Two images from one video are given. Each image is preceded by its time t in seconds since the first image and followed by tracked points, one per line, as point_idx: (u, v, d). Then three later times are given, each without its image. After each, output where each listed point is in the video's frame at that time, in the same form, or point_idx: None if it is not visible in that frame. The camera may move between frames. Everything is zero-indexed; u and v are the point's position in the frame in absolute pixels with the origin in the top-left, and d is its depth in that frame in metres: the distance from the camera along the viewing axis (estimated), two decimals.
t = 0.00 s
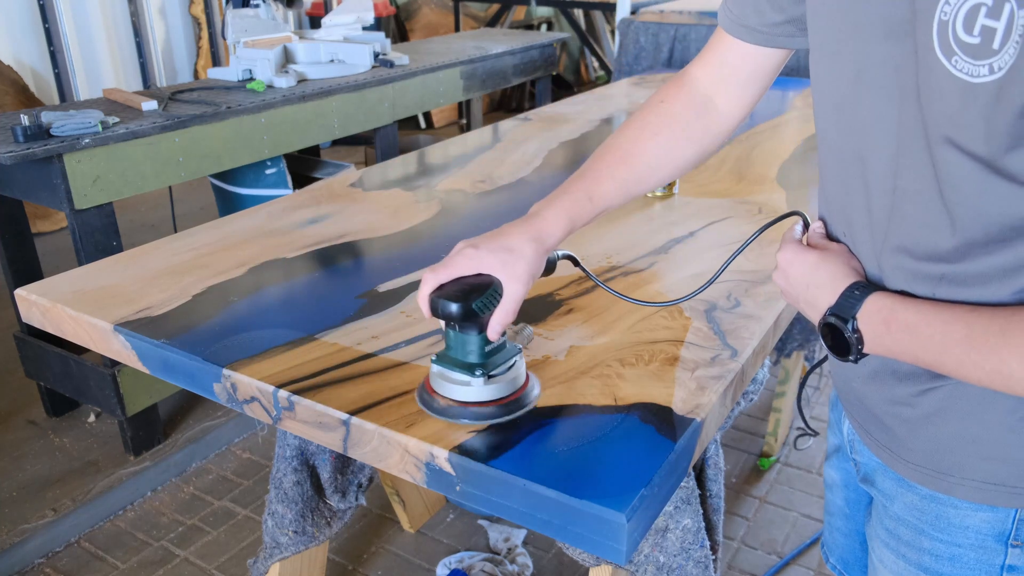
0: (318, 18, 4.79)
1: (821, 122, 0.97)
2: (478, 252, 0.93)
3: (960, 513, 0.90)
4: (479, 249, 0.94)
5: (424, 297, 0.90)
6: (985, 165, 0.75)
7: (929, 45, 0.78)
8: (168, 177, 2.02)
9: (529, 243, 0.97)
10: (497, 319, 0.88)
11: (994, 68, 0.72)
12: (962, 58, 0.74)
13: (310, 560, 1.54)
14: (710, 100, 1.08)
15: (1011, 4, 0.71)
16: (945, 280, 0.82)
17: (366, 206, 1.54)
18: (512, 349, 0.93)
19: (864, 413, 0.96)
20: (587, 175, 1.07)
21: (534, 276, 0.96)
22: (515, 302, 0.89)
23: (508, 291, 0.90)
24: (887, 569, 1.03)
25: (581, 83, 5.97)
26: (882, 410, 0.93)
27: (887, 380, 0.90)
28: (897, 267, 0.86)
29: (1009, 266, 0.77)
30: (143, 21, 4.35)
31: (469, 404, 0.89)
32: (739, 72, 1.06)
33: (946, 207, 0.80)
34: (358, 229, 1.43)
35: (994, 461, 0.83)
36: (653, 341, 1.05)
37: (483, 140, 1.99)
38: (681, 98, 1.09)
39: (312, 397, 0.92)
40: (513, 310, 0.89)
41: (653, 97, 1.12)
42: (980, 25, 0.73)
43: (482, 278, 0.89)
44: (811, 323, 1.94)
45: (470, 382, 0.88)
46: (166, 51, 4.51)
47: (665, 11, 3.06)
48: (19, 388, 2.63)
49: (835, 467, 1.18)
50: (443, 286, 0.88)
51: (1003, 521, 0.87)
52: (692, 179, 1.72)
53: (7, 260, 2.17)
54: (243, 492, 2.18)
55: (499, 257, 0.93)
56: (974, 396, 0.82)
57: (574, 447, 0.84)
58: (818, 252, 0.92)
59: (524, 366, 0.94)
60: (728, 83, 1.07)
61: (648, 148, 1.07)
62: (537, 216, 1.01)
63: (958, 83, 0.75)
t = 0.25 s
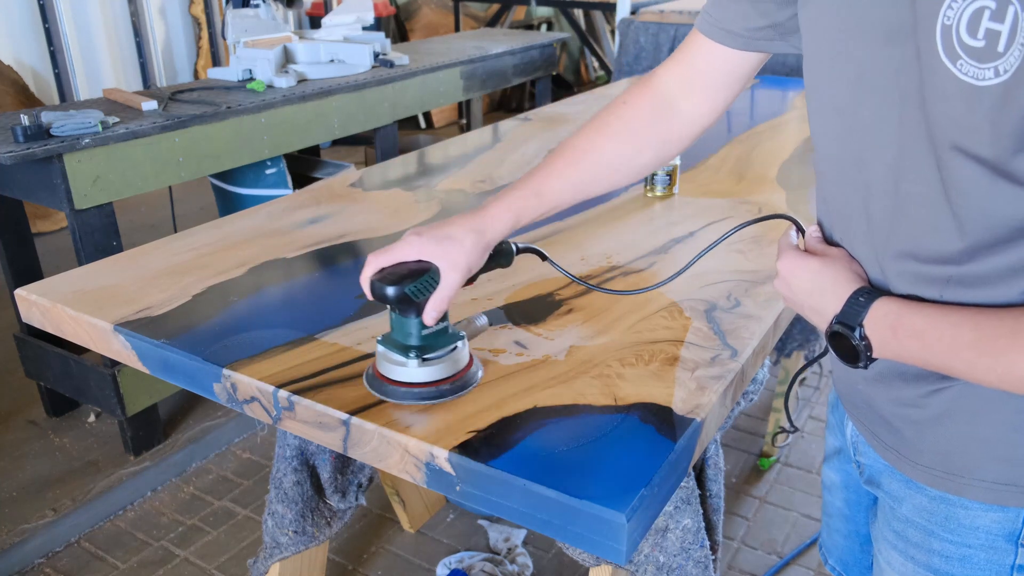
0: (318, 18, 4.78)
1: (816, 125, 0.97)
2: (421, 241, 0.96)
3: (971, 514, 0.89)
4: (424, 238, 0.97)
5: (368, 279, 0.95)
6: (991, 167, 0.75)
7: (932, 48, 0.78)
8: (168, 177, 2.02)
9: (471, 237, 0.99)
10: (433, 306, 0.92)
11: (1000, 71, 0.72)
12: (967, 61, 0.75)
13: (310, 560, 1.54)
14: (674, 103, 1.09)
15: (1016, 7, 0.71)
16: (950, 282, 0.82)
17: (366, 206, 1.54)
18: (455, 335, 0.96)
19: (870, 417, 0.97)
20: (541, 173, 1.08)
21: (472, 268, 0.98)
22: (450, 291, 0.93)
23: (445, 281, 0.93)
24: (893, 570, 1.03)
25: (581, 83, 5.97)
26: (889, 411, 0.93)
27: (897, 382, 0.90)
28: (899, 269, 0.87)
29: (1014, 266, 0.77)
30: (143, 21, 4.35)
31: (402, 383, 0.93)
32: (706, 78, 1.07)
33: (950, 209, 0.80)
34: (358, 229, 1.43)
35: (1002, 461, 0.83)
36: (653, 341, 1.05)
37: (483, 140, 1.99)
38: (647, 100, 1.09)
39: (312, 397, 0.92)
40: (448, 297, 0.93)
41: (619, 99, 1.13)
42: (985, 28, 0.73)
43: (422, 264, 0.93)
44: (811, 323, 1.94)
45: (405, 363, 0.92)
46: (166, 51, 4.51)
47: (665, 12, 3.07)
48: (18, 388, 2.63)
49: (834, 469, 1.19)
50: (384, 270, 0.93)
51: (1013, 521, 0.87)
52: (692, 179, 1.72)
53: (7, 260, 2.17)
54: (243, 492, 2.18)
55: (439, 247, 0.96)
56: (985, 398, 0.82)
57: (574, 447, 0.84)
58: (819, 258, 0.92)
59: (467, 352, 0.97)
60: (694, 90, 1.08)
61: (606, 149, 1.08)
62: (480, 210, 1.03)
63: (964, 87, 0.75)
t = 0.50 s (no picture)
0: (318, 18, 4.78)
1: (806, 128, 0.97)
2: (369, 229, 0.98)
3: (984, 512, 0.91)
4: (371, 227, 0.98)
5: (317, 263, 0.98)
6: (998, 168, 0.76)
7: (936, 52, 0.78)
8: (168, 177, 2.02)
9: (418, 230, 0.99)
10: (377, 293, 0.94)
11: (1005, 74, 0.72)
12: (973, 65, 0.75)
13: (310, 560, 1.54)
14: (630, 102, 1.09)
15: (1019, 10, 0.72)
16: (955, 278, 0.82)
17: (366, 206, 1.54)
18: (403, 322, 1.00)
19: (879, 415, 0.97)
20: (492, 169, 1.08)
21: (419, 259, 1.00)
22: (393, 280, 0.95)
23: (389, 271, 0.96)
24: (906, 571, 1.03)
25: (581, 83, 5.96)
26: (901, 411, 0.93)
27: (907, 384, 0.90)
28: (901, 270, 0.87)
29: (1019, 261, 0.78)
30: (143, 21, 4.35)
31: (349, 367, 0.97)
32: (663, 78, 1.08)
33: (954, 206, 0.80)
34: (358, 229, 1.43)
35: (1016, 459, 0.84)
36: (653, 341, 1.05)
37: (483, 141, 1.99)
38: (603, 97, 1.09)
39: (312, 397, 0.92)
40: (390, 286, 0.95)
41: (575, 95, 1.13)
42: (989, 32, 0.73)
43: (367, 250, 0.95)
44: (811, 323, 1.94)
45: (350, 347, 0.96)
46: (166, 51, 4.51)
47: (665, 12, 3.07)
48: (18, 388, 2.63)
49: (837, 470, 1.19)
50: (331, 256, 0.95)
51: None
52: (693, 179, 1.72)
53: (7, 260, 2.17)
54: (243, 492, 2.18)
55: (384, 236, 0.97)
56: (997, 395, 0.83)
57: (574, 447, 0.84)
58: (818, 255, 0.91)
59: (415, 337, 1.01)
60: (652, 89, 1.08)
61: (556, 146, 1.08)
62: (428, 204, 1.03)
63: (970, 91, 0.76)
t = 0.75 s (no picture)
0: (318, 18, 4.78)
1: (805, 132, 0.98)
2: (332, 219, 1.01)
3: (997, 510, 0.91)
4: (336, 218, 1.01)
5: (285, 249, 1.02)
6: (997, 167, 0.76)
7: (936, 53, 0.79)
8: (168, 177, 2.02)
9: (377, 225, 1.02)
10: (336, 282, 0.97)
11: (1004, 73, 0.74)
12: (974, 65, 0.76)
13: (310, 560, 1.54)
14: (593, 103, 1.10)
15: (1014, 10, 0.73)
16: (959, 271, 0.84)
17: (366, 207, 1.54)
18: (367, 311, 1.03)
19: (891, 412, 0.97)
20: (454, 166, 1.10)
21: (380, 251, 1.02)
22: (353, 269, 0.98)
23: (349, 259, 0.98)
24: (917, 570, 1.03)
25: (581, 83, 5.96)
26: (915, 408, 0.93)
27: (920, 380, 0.91)
28: (905, 270, 0.88)
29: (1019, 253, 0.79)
30: (143, 21, 4.35)
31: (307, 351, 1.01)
32: (627, 84, 1.09)
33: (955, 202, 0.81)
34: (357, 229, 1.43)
35: None
36: (653, 341, 1.05)
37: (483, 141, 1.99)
38: (565, 98, 1.11)
39: (312, 397, 0.92)
40: (350, 274, 0.98)
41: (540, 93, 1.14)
42: (988, 32, 0.74)
43: (329, 240, 0.98)
44: (811, 323, 1.94)
45: (311, 333, 1.00)
46: (166, 51, 4.51)
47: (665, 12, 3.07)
48: (18, 388, 2.63)
49: (845, 469, 1.19)
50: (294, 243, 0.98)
51: None
52: (693, 179, 1.72)
53: (7, 260, 2.17)
54: (243, 492, 2.17)
55: (347, 228, 1.00)
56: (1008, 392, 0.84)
57: (574, 447, 0.84)
58: (823, 250, 0.94)
59: (379, 326, 1.04)
60: (615, 93, 1.10)
61: (515, 146, 1.10)
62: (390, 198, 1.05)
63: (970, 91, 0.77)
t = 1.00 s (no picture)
0: (318, 18, 4.78)
1: (806, 130, 1.00)
2: (328, 211, 1.03)
3: (1004, 506, 0.94)
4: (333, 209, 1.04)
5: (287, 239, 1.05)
6: (991, 163, 0.78)
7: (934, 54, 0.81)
8: (168, 177, 2.02)
9: (373, 214, 1.04)
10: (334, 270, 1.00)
11: (995, 74, 0.75)
12: (971, 65, 0.77)
13: (310, 560, 1.54)
14: (581, 100, 1.15)
15: (1007, 11, 0.74)
16: (958, 261, 0.85)
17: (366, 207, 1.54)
18: (363, 300, 1.05)
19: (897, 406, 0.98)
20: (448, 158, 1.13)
21: (377, 240, 1.04)
22: (350, 258, 1.00)
23: (346, 249, 1.01)
24: (925, 566, 1.07)
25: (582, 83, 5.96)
26: (923, 404, 0.94)
27: (925, 378, 0.93)
28: (906, 263, 0.90)
29: (1015, 242, 0.81)
30: (143, 21, 4.35)
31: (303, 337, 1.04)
32: (616, 81, 1.14)
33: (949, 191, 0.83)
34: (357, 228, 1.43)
35: None
36: (653, 341, 1.05)
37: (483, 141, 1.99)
38: (554, 93, 1.15)
39: (312, 397, 0.92)
40: (348, 263, 1.00)
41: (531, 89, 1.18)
42: (982, 33, 0.76)
43: (327, 230, 1.01)
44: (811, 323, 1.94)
45: (308, 320, 1.03)
46: (166, 51, 4.51)
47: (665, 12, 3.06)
48: (18, 388, 2.63)
49: (853, 465, 1.20)
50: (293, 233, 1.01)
51: None
52: (693, 179, 1.72)
53: (7, 260, 2.17)
54: (243, 492, 2.17)
55: (343, 218, 1.02)
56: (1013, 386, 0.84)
57: (575, 447, 0.84)
58: (822, 239, 0.95)
59: (375, 315, 1.07)
60: (604, 90, 1.14)
61: (506, 139, 1.14)
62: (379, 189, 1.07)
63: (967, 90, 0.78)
